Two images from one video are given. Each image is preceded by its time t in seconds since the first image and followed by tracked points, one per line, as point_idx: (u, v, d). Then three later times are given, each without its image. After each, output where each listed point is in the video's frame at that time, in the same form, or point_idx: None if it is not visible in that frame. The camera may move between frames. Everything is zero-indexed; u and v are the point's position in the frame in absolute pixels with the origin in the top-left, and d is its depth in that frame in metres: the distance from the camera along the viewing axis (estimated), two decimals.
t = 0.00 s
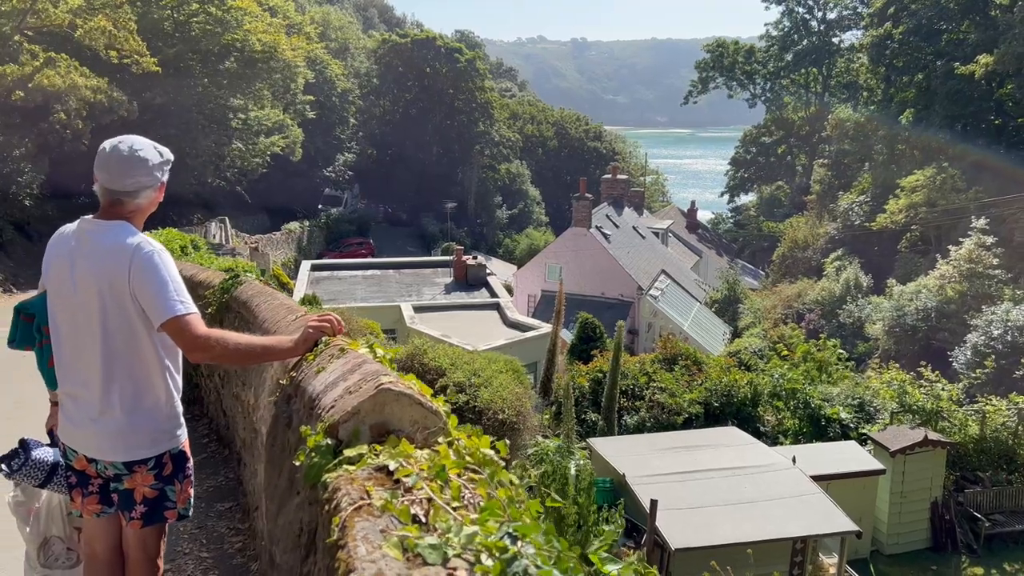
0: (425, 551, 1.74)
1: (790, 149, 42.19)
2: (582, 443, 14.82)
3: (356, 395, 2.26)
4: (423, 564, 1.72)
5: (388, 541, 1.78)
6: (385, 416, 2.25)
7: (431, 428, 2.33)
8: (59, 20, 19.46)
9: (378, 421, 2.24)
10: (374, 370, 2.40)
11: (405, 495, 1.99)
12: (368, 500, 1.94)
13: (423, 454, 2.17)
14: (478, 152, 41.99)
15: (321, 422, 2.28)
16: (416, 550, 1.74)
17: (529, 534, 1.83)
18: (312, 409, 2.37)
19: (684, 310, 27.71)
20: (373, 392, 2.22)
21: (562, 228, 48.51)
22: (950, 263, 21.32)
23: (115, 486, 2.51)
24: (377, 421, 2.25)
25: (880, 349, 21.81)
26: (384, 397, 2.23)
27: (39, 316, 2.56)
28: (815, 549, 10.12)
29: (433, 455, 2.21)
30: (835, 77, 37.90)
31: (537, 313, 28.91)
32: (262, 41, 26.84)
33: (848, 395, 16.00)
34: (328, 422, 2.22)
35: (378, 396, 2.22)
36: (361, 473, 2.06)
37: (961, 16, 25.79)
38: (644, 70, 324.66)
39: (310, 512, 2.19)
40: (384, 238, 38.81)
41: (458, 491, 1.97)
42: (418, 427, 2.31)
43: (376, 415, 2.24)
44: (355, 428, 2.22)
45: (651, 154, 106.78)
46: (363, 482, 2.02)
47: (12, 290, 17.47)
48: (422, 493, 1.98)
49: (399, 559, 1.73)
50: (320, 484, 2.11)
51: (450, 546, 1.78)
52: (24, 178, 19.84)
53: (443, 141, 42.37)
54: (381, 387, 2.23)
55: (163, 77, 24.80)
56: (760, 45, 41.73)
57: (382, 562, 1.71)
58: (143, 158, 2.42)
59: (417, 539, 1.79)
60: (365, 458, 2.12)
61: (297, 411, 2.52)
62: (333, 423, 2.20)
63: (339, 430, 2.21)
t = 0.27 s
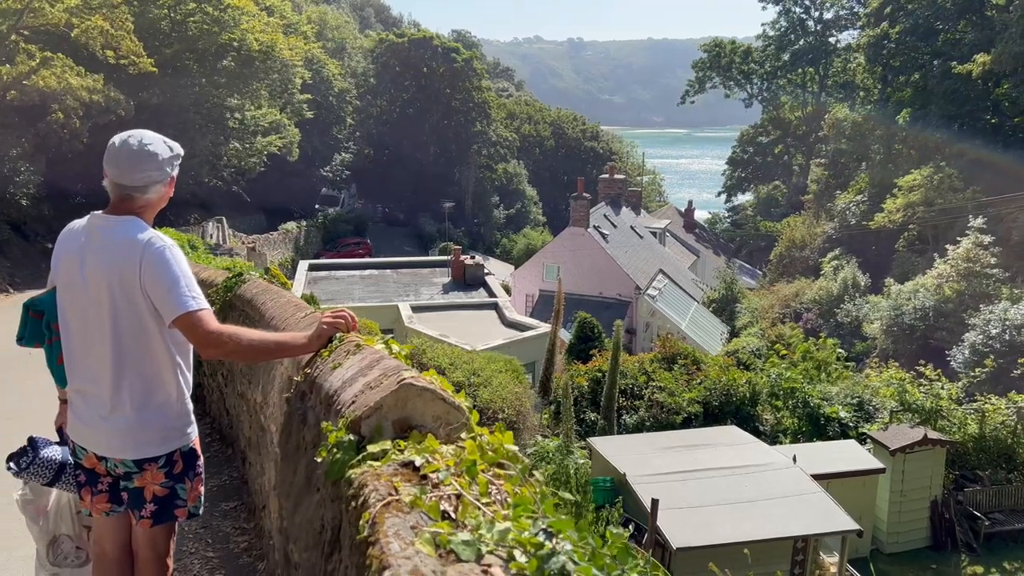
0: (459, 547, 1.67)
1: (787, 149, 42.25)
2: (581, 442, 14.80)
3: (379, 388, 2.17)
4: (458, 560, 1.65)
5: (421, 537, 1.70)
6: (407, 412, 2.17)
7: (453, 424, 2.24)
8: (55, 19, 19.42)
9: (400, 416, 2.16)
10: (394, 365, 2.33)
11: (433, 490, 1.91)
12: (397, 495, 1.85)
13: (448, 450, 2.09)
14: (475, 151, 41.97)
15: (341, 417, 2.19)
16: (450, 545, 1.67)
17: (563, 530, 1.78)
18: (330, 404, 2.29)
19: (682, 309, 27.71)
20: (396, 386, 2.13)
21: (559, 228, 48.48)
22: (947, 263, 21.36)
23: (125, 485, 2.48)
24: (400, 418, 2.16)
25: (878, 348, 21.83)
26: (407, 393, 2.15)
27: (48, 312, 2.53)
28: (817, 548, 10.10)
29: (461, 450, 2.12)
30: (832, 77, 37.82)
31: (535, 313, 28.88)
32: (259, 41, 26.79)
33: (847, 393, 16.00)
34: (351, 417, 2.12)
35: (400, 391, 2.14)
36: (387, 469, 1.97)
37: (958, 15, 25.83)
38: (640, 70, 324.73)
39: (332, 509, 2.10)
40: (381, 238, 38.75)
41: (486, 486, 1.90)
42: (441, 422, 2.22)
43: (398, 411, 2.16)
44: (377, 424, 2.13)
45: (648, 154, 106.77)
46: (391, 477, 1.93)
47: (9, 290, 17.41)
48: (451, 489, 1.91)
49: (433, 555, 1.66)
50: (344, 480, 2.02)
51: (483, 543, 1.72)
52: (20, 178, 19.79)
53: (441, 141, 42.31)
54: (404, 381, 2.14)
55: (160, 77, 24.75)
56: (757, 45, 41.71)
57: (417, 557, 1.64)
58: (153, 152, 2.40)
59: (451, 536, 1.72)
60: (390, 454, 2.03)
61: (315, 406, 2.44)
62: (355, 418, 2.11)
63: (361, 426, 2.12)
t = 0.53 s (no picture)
0: (474, 556, 1.61)
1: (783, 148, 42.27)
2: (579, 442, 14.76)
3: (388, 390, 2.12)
4: (472, 569, 1.59)
5: (434, 546, 1.65)
6: (415, 414, 2.11)
7: (462, 427, 2.18)
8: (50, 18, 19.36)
9: (408, 419, 2.11)
10: (401, 365, 2.28)
11: (444, 496, 1.86)
12: (407, 501, 1.80)
13: (459, 453, 2.04)
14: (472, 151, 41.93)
15: (347, 420, 2.14)
16: (464, 554, 1.62)
17: (583, 538, 1.72)
18: (335, 405, 2.25)
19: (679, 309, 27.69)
20: (404, 388, 2.08)
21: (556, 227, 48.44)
22: (944, 262, 21.37)
23: (123, 487, 2.44)
24: (408, 420, 2.11)
25: (874, 347, 21.84)
26: (415, 394, 2.09)
27: (45, 313, 2.48)
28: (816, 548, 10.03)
29: (472, 454, 2.06)
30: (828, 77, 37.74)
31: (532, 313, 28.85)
32: (255, 41, 26.70)
33: (845, 393, 16.03)
34: (357, 420, 2.08)
35: (408, 393, 2.09)
36: (396, 473, 1.91)
37: (953, 15, 25.85)
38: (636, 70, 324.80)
39: (339, 515, 2.05)
40: (378, 238, 38.68)
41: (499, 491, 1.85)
42: (449, 425, 2.16)
43: (406, 413, 2.10)
44: (385, 427, 2.08)
45: (644, 154, 106.77)
46: (400, 482, 1.87)
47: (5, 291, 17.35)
48: (463, 494, 1.86)
49: (447, 564, 1.60)
50: (350, 485, 1.97)
51: (499, 552, 1.66)
52: (16, 178, 19.72)
53: (437, 141, 42.24)
54: (411, 383, 2.09)
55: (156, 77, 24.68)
56: (753, 45, 41.70)
57: (430, 567, 1.59)
58: (153, 149, 2.35)
59: (465, 544, 1.66)
60: (399, 457, 1.98)
61: (318, 407, 2.39)
62: (363, 420, 2.06)
63: (369, 428, 2.07)
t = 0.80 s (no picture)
0: None
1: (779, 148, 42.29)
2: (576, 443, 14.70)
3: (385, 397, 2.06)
4: None
5: (434, 565, 1.59)
6: (413, 424, 2.06)
7: (463, 436, 2.13)
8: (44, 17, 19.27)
9: (406, 428, 2.06)
10: (399, 371, 2.23)
11: (443, 510, 1.80)
12: (405, 517, 1.75)
13: (458, 464, 1.99)
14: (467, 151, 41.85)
15: (343, 429, 2.08)
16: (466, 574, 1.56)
17: (590, 557, 1.66)
18: (330, 413, 2.19)
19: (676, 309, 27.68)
20: (401, 397, 2.02)
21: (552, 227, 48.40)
22: (940, 262, 21.35)
23: (114, 496, 2.39)
24: (406, 429, 2.06)
25: (871, 347, 21.82)
26: (413, 403, 2.04)
27: (32, 316, 2.42)
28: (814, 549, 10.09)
29: (473, 464, 2.01)
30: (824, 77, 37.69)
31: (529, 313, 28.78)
32: (250, 40, 26.60)
33: (842, 393, 16.00)
34: (353, 430, 2.03)
35: (407, 401, 2.03)
36: (394, 486, 1.87)
37: (950, 16, 25.85)
38: (632, 70, 324.87)
39: (334, 529, 2.00)
40: (374, 238, 38.59)
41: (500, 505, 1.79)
42: (449, 435, 2.11)
43: (404, 422, 2.05)
44: (382, 437, 2.03)
45: (640, 154, 106.71)
46: (398, 496, 1.82)
47: None
48: (463, 508, 1.80)
49: None
50: (346, 497, 1.91)
51: (502, 569, 1.59)
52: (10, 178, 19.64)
53: (433, 141, 42.16)
54: (409, 391, 2.03)
55: (151, 76, 24.60)
56: (749, 45, 41.68)
57: None
58: (144, 149, 2.29)
59: (466, 563, 1.60)
60: (396, 469, 1.93)
61: (313, 414, 2.34)
62: (359, 429, 2.01)
63: (365, 438, 2.02)
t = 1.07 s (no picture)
0: None
1: (775, 149, 42.35)
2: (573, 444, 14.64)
3: (378, 403, 2.00)
4: None
5: None
6: (407, 432, 2.00)
7: (457, 446, 2.07)
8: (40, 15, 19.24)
9: (399, 438, 1.99)
10: (393, 378, 2.17)
11: (437, 526, 1.74)
12: (397, 534, 1.69)
13: (453, 477, 1.93)
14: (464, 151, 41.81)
15: (334, 438, 2.02)
16: None
17: None
18: (321, 420, 2.13)
19: (673, 309, 27.64)
20: (394, 405, 1.96)
21: (549, 228, 48.36)
22: (937, 262, 21.35)
23: (100, 504, 2.32)
24: (400, 439, 2.00)
25: (868, 347, 21.81)
26: (407, 411, 1.98)
27: (17, 321, 2.35)
28: (812, 550, 10.04)
29: (468, 477, 1.95)
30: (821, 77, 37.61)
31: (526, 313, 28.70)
32: (246, 39, 26.58)
33: (840, 394, 15.95)
34: (344, 440, 1.97)
35: (401, 409, 1.97)
36: (386, 500, 1.81)
37: (946, 16, 25.93)
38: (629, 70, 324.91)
39: (324, 541, 1.94)
40: (370, 238, 38.51)
41: (496, 521, 1.73)
42: (444, 444, 2.05)
43: (397, 431, 1.99)
44: (374, 446, 1.97)
45: (637, 154, 106.68)
46: (390, 512, 1.76)
47: None
48: (457, 525, 1.74)
49: None
50: (336, 510, 1.85)
51: None
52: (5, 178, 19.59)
53: (430, 141, 42.09)
54: (403, 399, 1.97)
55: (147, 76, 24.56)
56: (745, 45, 41.67)
57: None
58: (130, 147, 2.23)
59: None
60: (389, 482, 1.87)
61: (304, 420, 2.28)
62: (351, 439, 1.94)
63: (356, 448, 1.96)
